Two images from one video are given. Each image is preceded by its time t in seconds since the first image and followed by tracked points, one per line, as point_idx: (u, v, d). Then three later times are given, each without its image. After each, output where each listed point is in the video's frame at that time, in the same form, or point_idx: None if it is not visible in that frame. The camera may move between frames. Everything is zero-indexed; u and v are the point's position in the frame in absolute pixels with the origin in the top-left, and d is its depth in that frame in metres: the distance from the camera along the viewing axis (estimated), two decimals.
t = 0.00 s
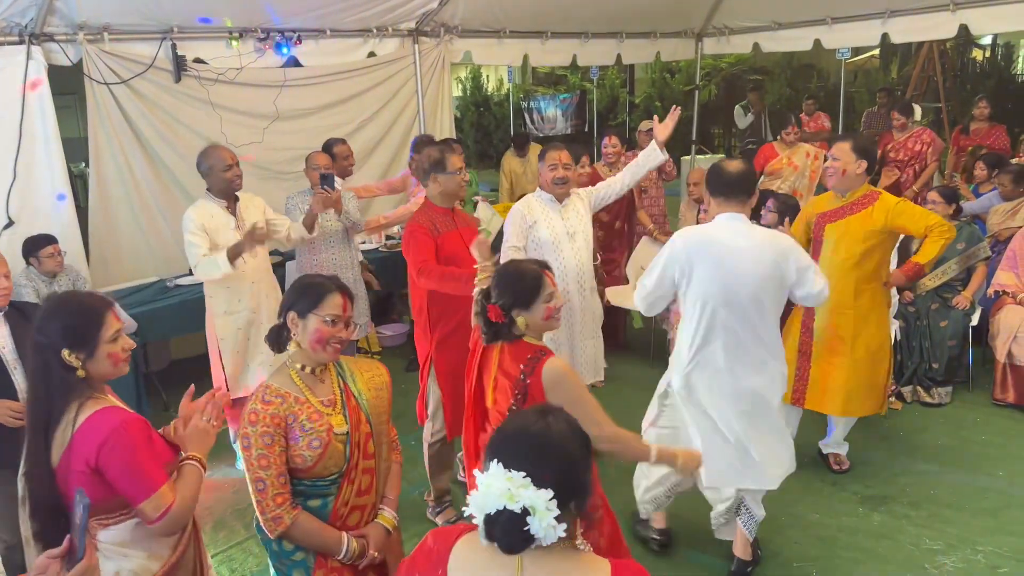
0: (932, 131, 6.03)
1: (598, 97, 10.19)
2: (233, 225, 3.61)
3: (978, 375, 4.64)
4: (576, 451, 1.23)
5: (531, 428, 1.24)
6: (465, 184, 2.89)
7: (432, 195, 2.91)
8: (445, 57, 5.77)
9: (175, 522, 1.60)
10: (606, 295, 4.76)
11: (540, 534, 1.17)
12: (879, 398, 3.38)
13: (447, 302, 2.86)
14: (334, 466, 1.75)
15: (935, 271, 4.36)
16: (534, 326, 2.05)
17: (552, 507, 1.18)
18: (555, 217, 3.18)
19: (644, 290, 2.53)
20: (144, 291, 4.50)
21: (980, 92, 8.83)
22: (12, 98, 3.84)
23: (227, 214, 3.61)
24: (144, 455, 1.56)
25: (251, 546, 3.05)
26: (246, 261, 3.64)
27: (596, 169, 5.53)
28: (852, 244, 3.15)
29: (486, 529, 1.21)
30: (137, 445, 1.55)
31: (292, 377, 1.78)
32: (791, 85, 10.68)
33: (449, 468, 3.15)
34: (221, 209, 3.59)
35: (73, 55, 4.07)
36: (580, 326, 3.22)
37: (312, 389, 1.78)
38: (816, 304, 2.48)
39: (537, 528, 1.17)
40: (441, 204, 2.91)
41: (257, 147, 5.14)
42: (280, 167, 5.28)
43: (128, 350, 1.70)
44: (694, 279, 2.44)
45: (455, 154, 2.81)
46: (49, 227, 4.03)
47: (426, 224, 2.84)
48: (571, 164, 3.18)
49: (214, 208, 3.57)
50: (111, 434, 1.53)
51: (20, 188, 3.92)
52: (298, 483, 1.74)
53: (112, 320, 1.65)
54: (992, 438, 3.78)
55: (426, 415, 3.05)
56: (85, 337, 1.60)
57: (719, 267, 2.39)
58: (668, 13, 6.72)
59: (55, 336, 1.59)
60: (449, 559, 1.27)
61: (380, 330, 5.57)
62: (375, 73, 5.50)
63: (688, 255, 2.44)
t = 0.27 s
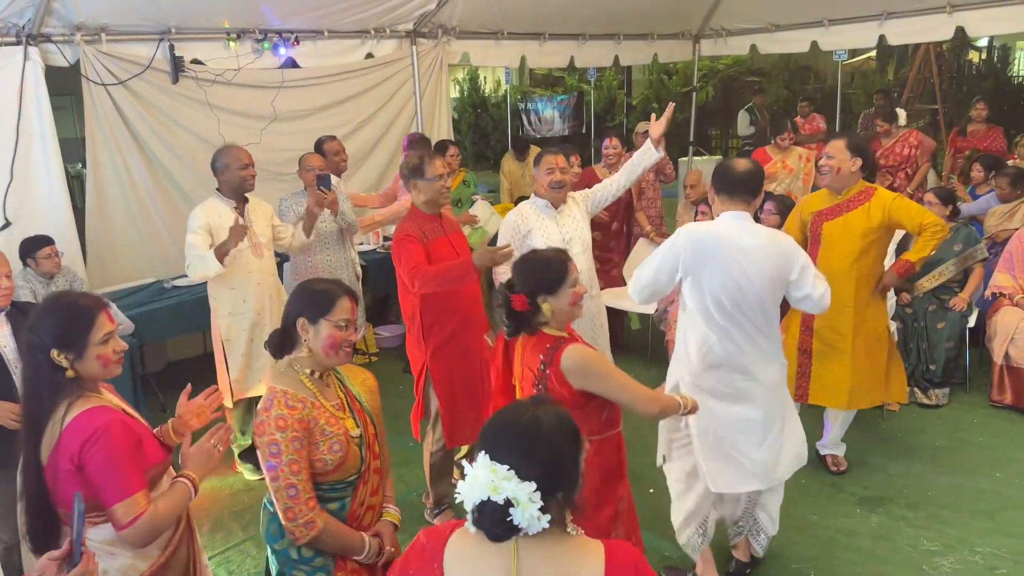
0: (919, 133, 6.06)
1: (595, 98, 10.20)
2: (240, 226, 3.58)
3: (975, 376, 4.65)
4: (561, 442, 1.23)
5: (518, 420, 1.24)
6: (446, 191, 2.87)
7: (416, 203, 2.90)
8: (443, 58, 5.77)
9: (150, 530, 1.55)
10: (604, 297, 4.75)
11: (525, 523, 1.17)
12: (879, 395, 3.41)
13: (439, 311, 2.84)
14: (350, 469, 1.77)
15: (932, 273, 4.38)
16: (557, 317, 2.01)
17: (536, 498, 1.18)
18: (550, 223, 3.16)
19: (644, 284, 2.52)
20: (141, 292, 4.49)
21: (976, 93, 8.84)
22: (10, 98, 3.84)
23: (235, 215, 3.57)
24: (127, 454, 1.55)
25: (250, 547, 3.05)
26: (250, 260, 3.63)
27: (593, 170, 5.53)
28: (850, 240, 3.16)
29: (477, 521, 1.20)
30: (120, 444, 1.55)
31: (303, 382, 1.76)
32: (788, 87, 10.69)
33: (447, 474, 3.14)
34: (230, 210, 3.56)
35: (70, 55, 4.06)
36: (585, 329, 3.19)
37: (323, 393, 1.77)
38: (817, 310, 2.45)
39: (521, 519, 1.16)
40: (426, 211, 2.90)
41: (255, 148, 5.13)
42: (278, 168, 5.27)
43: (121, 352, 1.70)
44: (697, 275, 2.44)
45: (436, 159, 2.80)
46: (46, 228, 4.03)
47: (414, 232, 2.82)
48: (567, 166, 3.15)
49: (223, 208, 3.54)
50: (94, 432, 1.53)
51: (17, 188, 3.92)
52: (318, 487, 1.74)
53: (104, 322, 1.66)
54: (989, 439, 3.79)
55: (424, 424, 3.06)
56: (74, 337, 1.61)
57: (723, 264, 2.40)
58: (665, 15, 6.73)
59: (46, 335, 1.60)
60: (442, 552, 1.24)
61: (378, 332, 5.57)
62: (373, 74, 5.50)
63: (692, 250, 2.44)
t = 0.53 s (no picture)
0: (901, 136, 6.09)
1: (594, 100, 10.19)
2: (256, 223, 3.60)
3: (974, 379, 4.65)
4: (542, 433, 1.30)
5: (503, 413, 1.30)
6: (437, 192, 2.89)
7: (407, 202, 2.92)
8: (442, 60, 5.76)
9: (150, 519, 1.57)
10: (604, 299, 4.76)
11: (512, 507, 1.22)
12: (873, 396, 3.41)
13: (434, 316, 2.84)
14: (368, 461, 1.91)
15: (930, 276, 4.38)
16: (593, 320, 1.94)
17: (522, 483, 1.23)
18: (544, 226, 3.15)
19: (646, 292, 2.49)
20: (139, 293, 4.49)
21: (975, 96, 8.85)
22: (9, 100, 3.83)
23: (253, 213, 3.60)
24: (113, 456, 1.56)
25: (249, 549, 3.05)
26: (266, 258, 3.63)
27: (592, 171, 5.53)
28: (847, 241, 3.16)
29: (461, 504, 1.24)
30: (106, 446, 1.55)
31: (318, 381, 1.84)
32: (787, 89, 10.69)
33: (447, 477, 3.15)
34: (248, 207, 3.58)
35: (69, 57, 4.07)
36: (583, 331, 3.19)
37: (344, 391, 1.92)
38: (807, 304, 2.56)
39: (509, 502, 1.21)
40: (417, 212, 2.91)
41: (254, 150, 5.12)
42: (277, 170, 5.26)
43: (111, 356, 1.71)
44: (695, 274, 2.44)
45: (427, 159, 2.83)
46: (45, 229, 4.02)
47: (405, 235, 2.85)
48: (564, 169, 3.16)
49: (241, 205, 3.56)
50: (80, 435, 1.54)
51: (16, 190, 3.92)
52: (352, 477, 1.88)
53: (95, 325, 1.68)
54: (989, 442, 3.79)
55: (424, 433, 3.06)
56: (63, 340, 1.63)
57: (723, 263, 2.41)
58: (664, 17, 6.72)
59: (37, 338, 1.62)
60: (417, 544, 1.26)
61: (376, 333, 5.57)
62: (371, 76, 5.49)
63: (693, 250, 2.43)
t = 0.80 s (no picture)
0: (900, 139, 6.10)
1: (594, 103, 10.19)
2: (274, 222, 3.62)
3: (975, 382, 4.65)
4: (520, 425, 1.38)
5: (482, 409, 1.37)
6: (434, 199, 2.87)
7: (405, 211, 2.89)
8: (443, 63, 5.76)
9: (139, 527, 1.59)
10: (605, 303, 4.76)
11: (505, 492, 1.29)
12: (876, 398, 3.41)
13: (430, 325, 2.84)
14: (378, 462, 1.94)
15: (930, 279, 4.41)
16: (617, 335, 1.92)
17: (513, 467, 1.31)
18: (540, 236, 3.12)
19: (646, 301, 2.51)
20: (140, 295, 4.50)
21: (975, 100, 8.87)
22: (10, 102, 3.84)
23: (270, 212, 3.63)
24: (101, 459, 1.55)
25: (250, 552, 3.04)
26: (281, 257, 3.66)
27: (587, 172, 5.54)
28: (845, 247, 3.17)
29: (451, 494, 1.29)
30: (95, 449, 1.55)
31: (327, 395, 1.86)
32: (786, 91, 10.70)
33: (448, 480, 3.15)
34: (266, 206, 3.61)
35: (70, 59, 4.07)
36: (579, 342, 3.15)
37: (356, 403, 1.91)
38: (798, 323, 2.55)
39: (503, 487, 1.28)
40: (416, 220, 2.89)
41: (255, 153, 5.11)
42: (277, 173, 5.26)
43: (106, 362, 1.71)
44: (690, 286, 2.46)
45: (425, 169, 2.81)
46: (46, 232, 4.03)
47: (400, 243, 2.82)
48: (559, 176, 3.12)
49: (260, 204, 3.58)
50: (68, 438, 1.54)
51: (17, 192, 3.92)
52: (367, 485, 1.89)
53: (88, 330, 1.68)
54: (989, 445, 3.79)
55: (425, 440, 3.07)
56: (54, 343, 1.63)
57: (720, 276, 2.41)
58: (664, 20, 6.73)
59: (30, 339, 1.64)
60: (401, 534, 1.33)
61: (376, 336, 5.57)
62: (372, 79, 5.49)
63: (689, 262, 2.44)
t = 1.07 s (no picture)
0: (905, 142, 6.11)
1: (595, 106, 10.20)
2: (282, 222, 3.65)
3: (976, 385, 4.65)
4: (517, 422, 1.37)
5: (479, 402, 1.37)
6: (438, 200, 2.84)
7: (406, 211, 2.86)
8: (443, 65, 5.77)
9: (96, 544, 1.51)
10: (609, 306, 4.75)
11: (494, 492, 1.28)
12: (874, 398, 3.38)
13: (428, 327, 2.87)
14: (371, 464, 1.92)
15: (931, 282, 4.40)
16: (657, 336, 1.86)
17: (503, 466, 1.29)
18: (536, 238, 3.11)
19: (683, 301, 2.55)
20: (140, 296, 4.50)
21: (975, 103, 8.88)
22: (11, 102, 3.84)
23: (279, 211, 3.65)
24: (82, 463, 1.55)
25: (250, 555, 3.03)
26: (288, 257, 3.66)
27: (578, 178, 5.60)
28: (843, 248, 3.18)
29: (442, 490, 1.30)
30: (77, 454, 1.55)
31: (315, 386, 1.85)
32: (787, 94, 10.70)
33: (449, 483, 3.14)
34: (275, 205, 3.64)
35: (70, 61, 4.07)
36: (573, 344, 3.13)
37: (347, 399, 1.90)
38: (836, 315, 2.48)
39: (491, 486, 1.27)
40: (416, 219, 2.86)
41: (255, 155, 5.10)
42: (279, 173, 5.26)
43: (99, 368, 1.69)
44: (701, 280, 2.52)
45: (427, 167, 2.80)
46: (46, 233, 4.02)
47: (399, 246, 2.79)
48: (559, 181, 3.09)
49: (270, 203, 3.62)
50: (53, 440, 1.55)
51: (17, 194, 3.92)
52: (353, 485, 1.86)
53: (77, 334, 1.67)
54: (989, 448, 3.79)
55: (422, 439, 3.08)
56: (44, 344, 1.64)
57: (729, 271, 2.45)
58: (664, 23, 6.74)
59: (24, 340, 1.67)
60: (399, 517, 1.35)
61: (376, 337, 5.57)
62: (372, 81, 5.49)
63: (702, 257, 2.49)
